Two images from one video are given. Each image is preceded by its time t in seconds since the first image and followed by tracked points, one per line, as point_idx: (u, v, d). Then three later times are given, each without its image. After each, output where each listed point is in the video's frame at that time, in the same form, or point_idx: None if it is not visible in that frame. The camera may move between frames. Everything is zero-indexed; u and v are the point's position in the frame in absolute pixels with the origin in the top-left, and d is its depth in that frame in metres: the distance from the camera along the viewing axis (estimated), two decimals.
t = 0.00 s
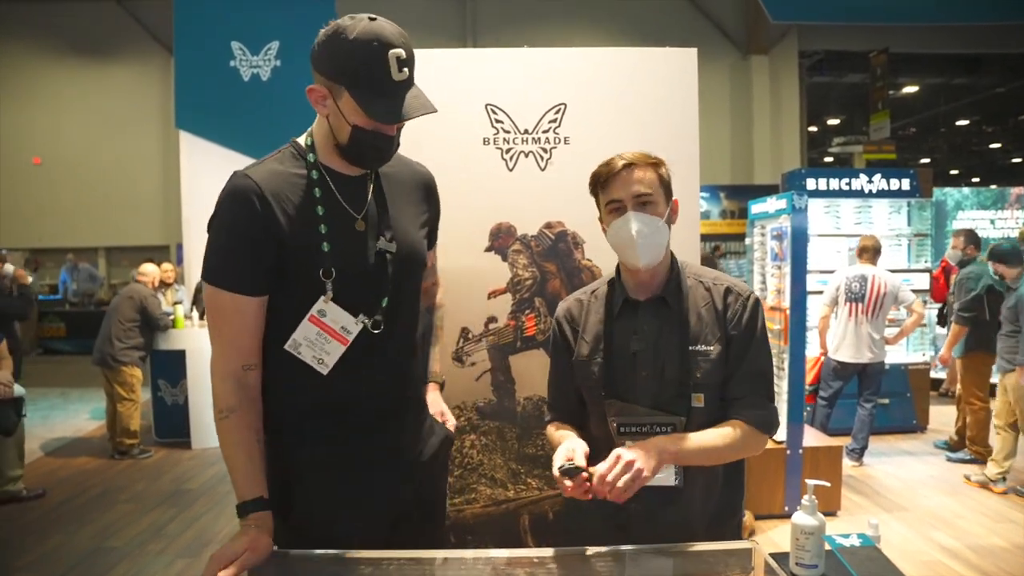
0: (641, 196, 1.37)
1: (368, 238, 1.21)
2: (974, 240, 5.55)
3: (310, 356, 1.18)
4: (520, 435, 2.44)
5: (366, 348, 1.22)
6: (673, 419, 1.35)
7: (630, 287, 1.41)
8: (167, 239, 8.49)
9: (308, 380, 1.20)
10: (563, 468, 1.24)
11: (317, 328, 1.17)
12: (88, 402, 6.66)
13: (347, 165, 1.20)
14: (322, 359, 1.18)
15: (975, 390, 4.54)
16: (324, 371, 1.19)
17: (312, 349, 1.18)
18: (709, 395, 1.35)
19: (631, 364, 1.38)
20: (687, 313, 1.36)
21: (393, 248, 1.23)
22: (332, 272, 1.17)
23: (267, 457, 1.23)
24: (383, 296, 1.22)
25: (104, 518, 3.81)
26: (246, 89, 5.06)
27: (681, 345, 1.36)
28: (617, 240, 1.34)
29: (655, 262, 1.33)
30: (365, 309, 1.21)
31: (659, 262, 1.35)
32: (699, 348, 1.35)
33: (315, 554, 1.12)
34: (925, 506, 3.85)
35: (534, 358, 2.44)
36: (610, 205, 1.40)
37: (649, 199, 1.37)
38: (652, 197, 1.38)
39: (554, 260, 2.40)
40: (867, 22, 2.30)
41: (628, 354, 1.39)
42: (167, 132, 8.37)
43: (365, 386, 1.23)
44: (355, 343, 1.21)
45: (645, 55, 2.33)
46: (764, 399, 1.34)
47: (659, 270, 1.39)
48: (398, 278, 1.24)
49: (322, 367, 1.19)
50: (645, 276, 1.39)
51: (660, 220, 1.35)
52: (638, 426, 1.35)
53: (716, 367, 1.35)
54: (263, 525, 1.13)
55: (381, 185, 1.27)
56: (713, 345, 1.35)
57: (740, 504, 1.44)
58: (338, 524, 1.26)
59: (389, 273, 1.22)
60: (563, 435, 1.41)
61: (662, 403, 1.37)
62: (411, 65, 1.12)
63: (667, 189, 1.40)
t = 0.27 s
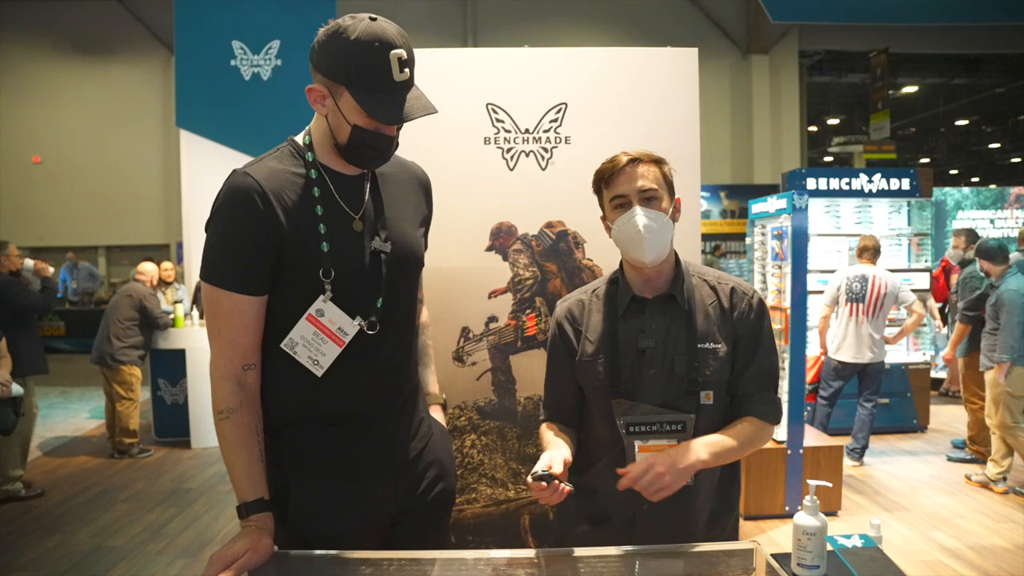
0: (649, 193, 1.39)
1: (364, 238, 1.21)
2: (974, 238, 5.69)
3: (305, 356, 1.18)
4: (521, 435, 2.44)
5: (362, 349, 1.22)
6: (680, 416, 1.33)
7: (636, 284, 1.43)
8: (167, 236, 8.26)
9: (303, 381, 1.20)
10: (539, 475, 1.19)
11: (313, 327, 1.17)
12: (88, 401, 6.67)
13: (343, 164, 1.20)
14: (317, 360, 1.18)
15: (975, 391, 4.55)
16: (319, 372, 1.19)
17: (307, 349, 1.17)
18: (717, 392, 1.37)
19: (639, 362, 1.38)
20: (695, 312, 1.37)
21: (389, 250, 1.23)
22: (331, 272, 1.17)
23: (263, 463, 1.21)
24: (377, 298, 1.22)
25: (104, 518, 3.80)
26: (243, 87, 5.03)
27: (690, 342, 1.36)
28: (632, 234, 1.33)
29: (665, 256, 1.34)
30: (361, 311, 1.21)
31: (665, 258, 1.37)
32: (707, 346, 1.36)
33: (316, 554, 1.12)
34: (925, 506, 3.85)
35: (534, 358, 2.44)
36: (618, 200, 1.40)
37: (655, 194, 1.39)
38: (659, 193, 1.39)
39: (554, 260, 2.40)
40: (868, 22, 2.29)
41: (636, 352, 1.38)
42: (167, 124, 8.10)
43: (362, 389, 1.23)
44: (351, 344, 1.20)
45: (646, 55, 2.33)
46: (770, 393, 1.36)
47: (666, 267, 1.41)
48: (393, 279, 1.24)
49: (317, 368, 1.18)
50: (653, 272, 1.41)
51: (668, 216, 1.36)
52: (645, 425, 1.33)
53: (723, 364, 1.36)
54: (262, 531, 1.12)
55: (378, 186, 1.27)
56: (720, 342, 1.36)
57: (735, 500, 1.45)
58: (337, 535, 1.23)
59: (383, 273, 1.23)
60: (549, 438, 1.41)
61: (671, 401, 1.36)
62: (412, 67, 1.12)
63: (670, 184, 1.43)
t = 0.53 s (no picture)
0: (652, 192, 1.39)
1: (377, 237, 1.24)
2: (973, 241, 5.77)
3: (315, 348, 1.20)
4: (519, 440, 2.43)
5: (372, 344, 1.24)
6: (685, 418, 1.35)
7: (639, 288, 1.42)
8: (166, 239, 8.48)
9: (313, 373, 1.22)
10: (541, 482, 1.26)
11: (323, 321, 1.19)
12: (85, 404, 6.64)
13: (358, 166, 1.23)
14: (326, 352, 1.20)
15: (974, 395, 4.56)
16: (328, 364, 1.21)
17: (317, 342, 1.20)
18: (719, 394, 1.38)
19: (642, 365, 1.37)
20: (697, 315, 1.37)
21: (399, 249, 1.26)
22: (342, 268, 1.21)
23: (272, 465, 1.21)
24: (388, 296, 1.25)
25: (100, 521, 3.79)
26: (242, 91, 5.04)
27: (693, 345, 1.37)
28: (637, 232, 1.34)
29: (663, 254, 1.35)
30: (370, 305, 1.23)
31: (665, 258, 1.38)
32: (709, 348, 1.36)
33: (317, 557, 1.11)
34: (922, 510, 3.85)
35: (533, 361, 2.43)
36: (621, 200, 1.41)
37: (658, 196, 1.40)
38: (663, 194, 1.40)
39: (553, 263, 2.41)
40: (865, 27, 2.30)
41: (640, 355, 1.38)
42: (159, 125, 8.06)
43: (370, 389, 1.25)
44: (360, 338, 1.23)
45: (643, 59, 2.33)
46: (767, 389, 1.39)
47: (666, 268, 1.42)
48: (402, 279, 1.27)
49: (326, 360, 1.21)
50: (653, 274, 1.41)
51: (670, 219, 1.36)
52: (648, 429, 1.34)
53: (724, 366, 1.37)
54: (263, 535, 1.11)
55: (391, 189, 1.30)
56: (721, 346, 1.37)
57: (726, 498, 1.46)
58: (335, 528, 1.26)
59: (393, 273, 1.25)
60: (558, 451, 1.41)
61: (675, 404, 1.37)
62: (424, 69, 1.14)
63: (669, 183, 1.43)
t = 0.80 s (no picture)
0: (657, 197, 1.39)
1: (388, 245, 1.29)
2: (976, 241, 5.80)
3: (326, 347, 1.24)
4: (518, 440, 2.43)
5: (381, 347, 1.29)
6: (686, 418, 1.35)
7: (641, 288, 1.43)
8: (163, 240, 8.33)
9: (326, 373, 1.27)
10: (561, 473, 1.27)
11: (334, 323, 1.24)
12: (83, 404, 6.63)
13: (374, 175, 1.30)
14: (336, 351, 1.25)
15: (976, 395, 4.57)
16: (338, 363, 1.26)
17: (328, 341, 1.24)
18: (720, 394, 1.38)
19: (644, 365, 1.37)
20: (700, 316, 1.37)
21: (411, 256, 1.31)
22: (351, 272, 1.25)
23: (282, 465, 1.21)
24: (396, 302, 1.29)
25: (99, 521, 3.79)
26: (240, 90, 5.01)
27: (695, 345, 1.37)
28: (641, 238, 1.35)
29: (667, 260, 1.35)
30: (379, 310, 1.28)
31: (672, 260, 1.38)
32: (710, 349, 1.36)
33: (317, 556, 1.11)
34: (922, 510, 3.85)
35: (532, 361, 2.43)
36: (624, 206, 1.41)
37: (664, 199, 1.39)
38: (667, 198, 1.40)
39: (552, 263, 2.41)
40: (866, 27, 2.29)
41: (642, 356, 1.37)
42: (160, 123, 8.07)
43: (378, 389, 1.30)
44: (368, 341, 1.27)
45: (643, 59, 2.33)
46: (766, 392, 1.39)
47: (668, 270, 1.42)
48: (411, 286, 1.32)
49: (336, 359, 1.25)
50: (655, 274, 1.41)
51: (674, 220, 1.37)
52: (650, 428, 1.34)
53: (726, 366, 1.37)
54: (264, 535, 1.09)
55: (405, 200, 1.34)
56: (723, 346, 1.37)
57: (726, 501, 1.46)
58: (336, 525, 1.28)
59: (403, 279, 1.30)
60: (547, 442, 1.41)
61: (678, 404, 1.36)
62: (440, 80, 1.23)
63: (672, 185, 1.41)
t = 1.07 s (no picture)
0: (651, 198, 1.38)
1: (395, 242, 1.29)
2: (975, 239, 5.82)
3: (332, 344, 1.23)
4: (515, 437, 2.42)
5: (386, 343, 1.28)
6: (681, 417, 1.34)
7: (637, 286, 1.41)
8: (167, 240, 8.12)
9: (333, 367, 1.26)
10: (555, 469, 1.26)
11: (340, 319, 1.23)
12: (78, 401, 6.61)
13: (379, 175, 1.29)
14: (343, 347, 1.24)
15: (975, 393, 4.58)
16: (343, 358, 1.25)
17: (334, 337, 1.23)
18: (716, 393, 1.37)
19: (639, 363, 1.37)
20: (695, 314, 1.36)
21: (416, 253, 1.30)
22: (359, 270, 1.25)
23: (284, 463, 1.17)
24: (402, 297, 1.28)
25: (94, 519, 3.77)
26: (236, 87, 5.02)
27: (691, 344, 1.36)
28: (635, 243, 1.35)
29: (660, 259, 1.35)
30: (384, 305, 1.27)
31: (666, 260, 1.37)
32: (706, 347, 1.36)
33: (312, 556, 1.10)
34: (917, 508, 3.86)
35: (529, 359, 2.43)
36: (619, 210, 1.40)
37: (657, 199, 1.38)
38: (662, 198, 1.38)
39: (549, 261, 2.40)
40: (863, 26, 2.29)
41: (637, 354, 1.38)
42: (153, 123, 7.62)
43: (382, 385, 1.29)
44: (374, 336, 1.27)
45: (641, 57, 2.33)
46: (765, 393, 1.38)
47: (666, 268, 1.40)
48: (417, 282, 1.31)
49: (343, 354, 1.24)
50: (652, 273, 1.40)
51: (669, 221, 1.36)
52: (645, 425, 1.33)
53: (723, 364, 1.36)
54: (261, 532, 1.05)
55: (411, 197, 1.34)
56: (719, 344, 1.36)
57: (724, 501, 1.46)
58: (345, 525, 1.26)
59: (409, 274, 1.30)
60: (545, 433, 1.41)
61: (673, 402, 1.36)
62: (444, 79, 1.22)
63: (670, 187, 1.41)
